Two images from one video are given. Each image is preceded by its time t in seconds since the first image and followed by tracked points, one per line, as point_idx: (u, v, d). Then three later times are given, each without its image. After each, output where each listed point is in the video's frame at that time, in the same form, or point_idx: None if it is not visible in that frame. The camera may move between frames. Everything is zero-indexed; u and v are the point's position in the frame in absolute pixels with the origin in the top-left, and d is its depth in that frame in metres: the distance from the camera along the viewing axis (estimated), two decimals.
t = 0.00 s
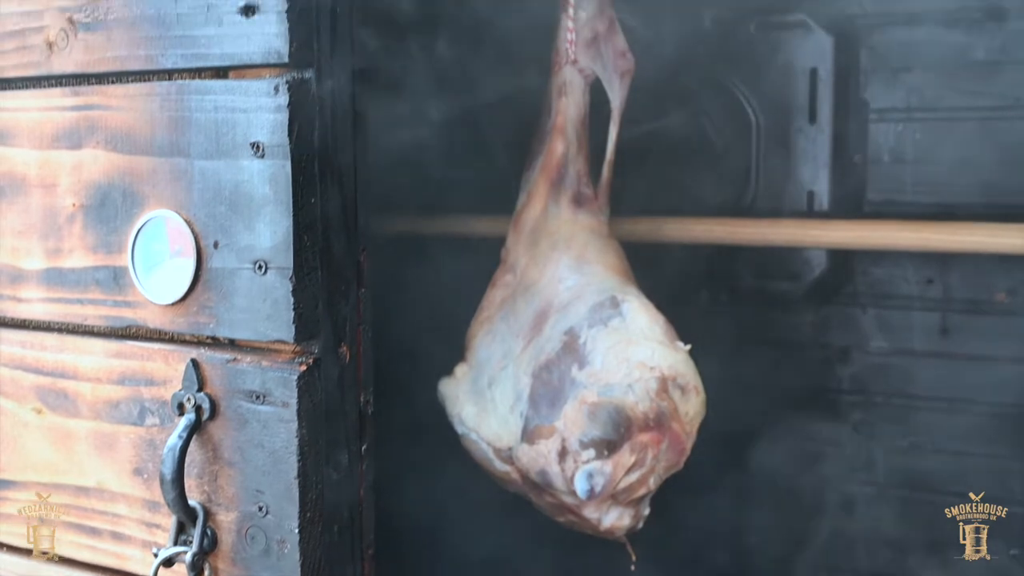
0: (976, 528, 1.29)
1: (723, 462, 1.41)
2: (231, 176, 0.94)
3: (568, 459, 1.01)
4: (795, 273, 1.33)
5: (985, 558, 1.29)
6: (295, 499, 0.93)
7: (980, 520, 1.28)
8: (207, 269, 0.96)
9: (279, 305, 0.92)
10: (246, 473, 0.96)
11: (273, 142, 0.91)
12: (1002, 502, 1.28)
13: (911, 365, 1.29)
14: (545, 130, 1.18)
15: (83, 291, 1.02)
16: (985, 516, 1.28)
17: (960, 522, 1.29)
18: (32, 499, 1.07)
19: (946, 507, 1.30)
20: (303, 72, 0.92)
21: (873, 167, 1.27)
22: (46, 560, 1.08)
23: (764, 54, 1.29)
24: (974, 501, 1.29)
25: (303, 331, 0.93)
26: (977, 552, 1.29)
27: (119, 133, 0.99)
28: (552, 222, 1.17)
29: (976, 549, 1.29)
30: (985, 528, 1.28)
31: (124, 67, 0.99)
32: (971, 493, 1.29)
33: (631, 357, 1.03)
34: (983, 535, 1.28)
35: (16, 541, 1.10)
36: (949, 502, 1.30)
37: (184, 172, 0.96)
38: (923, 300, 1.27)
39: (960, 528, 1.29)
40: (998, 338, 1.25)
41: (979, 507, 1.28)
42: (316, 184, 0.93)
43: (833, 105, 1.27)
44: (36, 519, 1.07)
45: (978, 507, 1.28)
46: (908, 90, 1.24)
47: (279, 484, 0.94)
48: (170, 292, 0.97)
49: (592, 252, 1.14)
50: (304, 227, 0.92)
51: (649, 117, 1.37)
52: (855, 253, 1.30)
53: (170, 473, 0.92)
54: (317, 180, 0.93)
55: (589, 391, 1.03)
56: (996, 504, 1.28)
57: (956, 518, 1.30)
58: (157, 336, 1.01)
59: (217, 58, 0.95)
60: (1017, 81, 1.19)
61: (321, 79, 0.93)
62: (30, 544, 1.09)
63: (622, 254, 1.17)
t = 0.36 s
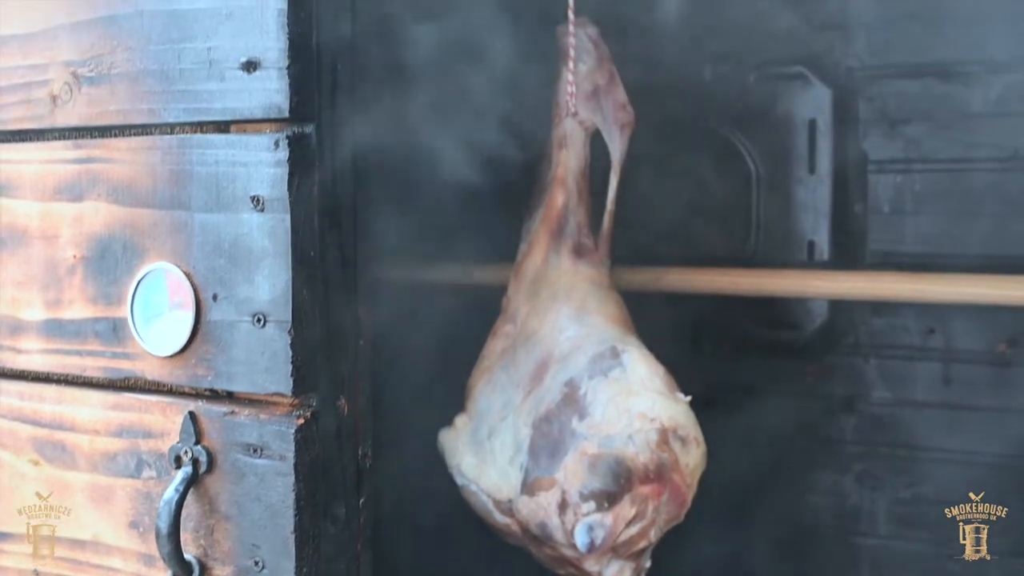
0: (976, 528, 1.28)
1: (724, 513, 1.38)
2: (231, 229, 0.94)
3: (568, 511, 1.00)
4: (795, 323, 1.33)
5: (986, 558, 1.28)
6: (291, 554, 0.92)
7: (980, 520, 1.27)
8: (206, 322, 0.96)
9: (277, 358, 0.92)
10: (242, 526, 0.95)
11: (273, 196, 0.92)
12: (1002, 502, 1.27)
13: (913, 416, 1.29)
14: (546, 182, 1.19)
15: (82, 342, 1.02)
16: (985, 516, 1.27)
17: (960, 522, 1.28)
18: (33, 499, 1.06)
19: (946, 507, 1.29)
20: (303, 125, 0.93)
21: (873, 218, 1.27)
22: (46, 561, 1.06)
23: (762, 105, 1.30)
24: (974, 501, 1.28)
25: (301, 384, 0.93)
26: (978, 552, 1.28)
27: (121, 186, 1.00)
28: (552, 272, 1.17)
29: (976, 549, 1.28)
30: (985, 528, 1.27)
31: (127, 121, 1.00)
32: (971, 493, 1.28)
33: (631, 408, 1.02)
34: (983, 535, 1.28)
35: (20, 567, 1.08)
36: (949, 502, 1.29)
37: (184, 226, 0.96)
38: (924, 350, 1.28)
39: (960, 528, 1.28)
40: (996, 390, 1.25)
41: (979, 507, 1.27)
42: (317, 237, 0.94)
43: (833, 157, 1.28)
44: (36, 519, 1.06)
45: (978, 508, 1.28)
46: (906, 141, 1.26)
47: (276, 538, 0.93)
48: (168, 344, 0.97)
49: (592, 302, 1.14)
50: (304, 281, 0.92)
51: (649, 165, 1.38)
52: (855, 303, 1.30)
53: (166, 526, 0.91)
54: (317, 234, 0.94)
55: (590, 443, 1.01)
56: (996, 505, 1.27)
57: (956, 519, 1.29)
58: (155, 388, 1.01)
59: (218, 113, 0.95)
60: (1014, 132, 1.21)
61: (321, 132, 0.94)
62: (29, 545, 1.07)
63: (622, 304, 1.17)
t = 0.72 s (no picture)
0: (976, 528, 1.27)
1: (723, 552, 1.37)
2: (232, 272, 0.95)
3: (566, 552, 0.99)
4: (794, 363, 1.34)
5: (986, 558, 1.27)
6: None
7: (980, 520, 1.27)
8: (207, 363, 0.96)
9: (277, 400, 0.93)
10: (240, 568, 0.95)
11: (274, 239, 0.92)
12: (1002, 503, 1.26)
13: (912, 456, 1.29)
14: (545, 223, 1.20)
15: (82, 382, 1.03)
16: (986, 516, 1.27)
17: (960, 522, 1.28)
18: (32, 499, 1.06)
19: (946, 506, 1.29)
20: (304, 170, 0.94)
21: (870, 260, 1.29)
22: (46, 561, 1.06)
23: (760, 147, 1.32)
24: (974, 501, 1.27)
25: (299, 426, 0.93)
26: (978, 552, 1.27)
27: (123, 229, 1.01)
28: (551, 313, 1.18)
29: (975, 549, 1.27)
30: (985, 528, 1.27)
31: (131, 164, 1.02)
32: (972, 493, 1.27)
33: (630, 449, 1.01)
34: (983, 535, 1.27)
35: (22, 569, 1.08)
36: (949, 502, 1.29)
37: (186, 268, 0.97)
38: (922, 391, 1.28)
39: (960, 528, 1.28)
40: (994, 432, 1.25)
41: (979, 507, 1.27)
42: (318, 280, 0.94)
43: (830, 198, 1.29)
44: (36, 519, 1.06)
45: (978, 508, 1.27)
46: (903, 182, 1.27)
47: None
48: (169, 385, 0.98)
49: (591, 343, 1.15)
50: (304, 323, 0.93)
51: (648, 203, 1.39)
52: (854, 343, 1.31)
53: (164, 568, 0.91)
54: (317, 277, 0.94)
55: (589, 484, 1.00)
56: (996, 505, 1.26)
57: (956, 519, 1.28)
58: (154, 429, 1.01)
59: (221, 156, 0.96)
60: (1010, 174, 1.22)
61: (322, 176, 0.95)
62: (30, 545, 1.07)
63: (620, 345, 1.18)
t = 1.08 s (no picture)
0: (976, 528, 1.26)
1: None
2: (230, 304, 0.94)
3: None
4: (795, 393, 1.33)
5: (986, 558, 1.26)
6: None
7: (980, 519, 1.25)
8: (203, 396, 0.96)
9: (274, 433, 0.92)
10: None
11: (273, 271, 0.92)
12: (1002, 501, 1.25)
13: (915, 488, 1.28)
14: (546, 253, 1.20)
15: (79, 414, 1.03)
16: (985, 516, 1.25)
17: (960, 522, 1.26)
18: (33, 500, 1.06)
19: (946, 506, 1.27)
20: (303, 202, 0.93)
21: (872, 289, 1.28)
22: (45, 562, 1.05)
23: (760, 177, 1.32)
24: (974, 500, 1.26)
25: (296, 460, 0.92)
26: (978, 552, 1.26)
27: (121, 260, 1.01)
28: (551, 343, 1.17)
29: (975, 549, 1.26)
30: (985, 528, 1.25)
31: (129, 195, 1.01)
32: (971, 493, 1.26)
33: (630, 481, 0.99)
34: (983, 535, 1.25)
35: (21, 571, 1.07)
36: (949, 501, 1.27)
37: (184, 299, 0.97)
38: (924, 422, 1.27)
39: (959, 527, 1.27)
40: (996, 464, 1.24)
41: (979, 507, 1.25)
42: (316, 312, 0.94)
43: (830, 227, 1.29)
44: (36, 520, 1.05)
45: (978, 507, 1.26)
46: (903, 212, 1.27)
47: None
48: (165, 417, 0.97)
49: (591, 374, 1.14)
50: (302, 356, 0.92)
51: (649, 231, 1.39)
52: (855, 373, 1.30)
53: None
54: (316, 309, 0.94)
55: (589, 516, 0.99)
56: (997, 504, 1.25)
57: (956, 518, 1.27)
58: (150, 461, 1.01)
59: (220, 188, 0.96)
60: (1011, 204, 1.21)
61: (322, 209, 0.95)
62: (29, 546, 1.06)
63: (621, 375, 1.17)
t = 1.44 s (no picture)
0: (976, 528, 1.24)
1: None
2: (226, 316, 0.94)
3: None
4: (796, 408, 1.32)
5: (986, 558, 1.24)
6: None
7: (980, 519, 1.24)
8: (199, 409, 0.95)
9: (270, 447, 0.91)
10: None
11: (270, 283, 0.91)
12: (1003, 500, 1.23)
13: (917, 504, 1.27)
14: (546, 267, 1.20)
15: (74, 427, 1.03)
16: (985, 516, 1.23)
17: (960, 522, 1.25)
18: (33, 499, 1.05)
19: (946, 506, 1.26)
20: (301, 213, 0.93)
21: (873, 303, 1.28)
22: (45, 561, 1.04)
23: (760, 191, 1.32)
24: (974, 500, 1.24)
25: (293, 473, 0.91)
26: (978, 552, 1.24)
27: (117, 271, 1.00)
28: (551, 357, 1.17)
29: (975, 549, 1.24)
30: (985, 528, 1.23)
31: (126, 206, 1.01)
32: (971, 493, 1.24)
33: (630, 495, 0.98)
34: (983, 535, 1.24)
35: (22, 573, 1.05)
36: (949, 501, 1.26)
37: (180, 311, 0.96)
38: (927, 437, 1.26)
39: (959, 527, 1.25)
40: (999, 481, 1.23)
41: (979, 507, 1.24)
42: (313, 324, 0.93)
43: (831, 241, 1.29)
44: (36, 519, 1.04)
45: (978, 507, 1.24)
46: (904, 225, 1.27)
47: None
48: (160, 430, 0.96)
49: (591, 388, 1.13)
50: (298, 368, 0.91)
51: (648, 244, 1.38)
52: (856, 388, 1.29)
53: None
54: (313, 320, 0.93)
55: (588, 531, 0.98)
56: (997, 504, 1.23)
57: (956, 519, 1.25)
58: (146, 475, 1.00)
59: (217, 199, 0.96)
60: (1012, 218, 1.21)
61: (320, 220, 0.95)
62: (29, 546, 1.04)
63: (620, 389, 1.16)
